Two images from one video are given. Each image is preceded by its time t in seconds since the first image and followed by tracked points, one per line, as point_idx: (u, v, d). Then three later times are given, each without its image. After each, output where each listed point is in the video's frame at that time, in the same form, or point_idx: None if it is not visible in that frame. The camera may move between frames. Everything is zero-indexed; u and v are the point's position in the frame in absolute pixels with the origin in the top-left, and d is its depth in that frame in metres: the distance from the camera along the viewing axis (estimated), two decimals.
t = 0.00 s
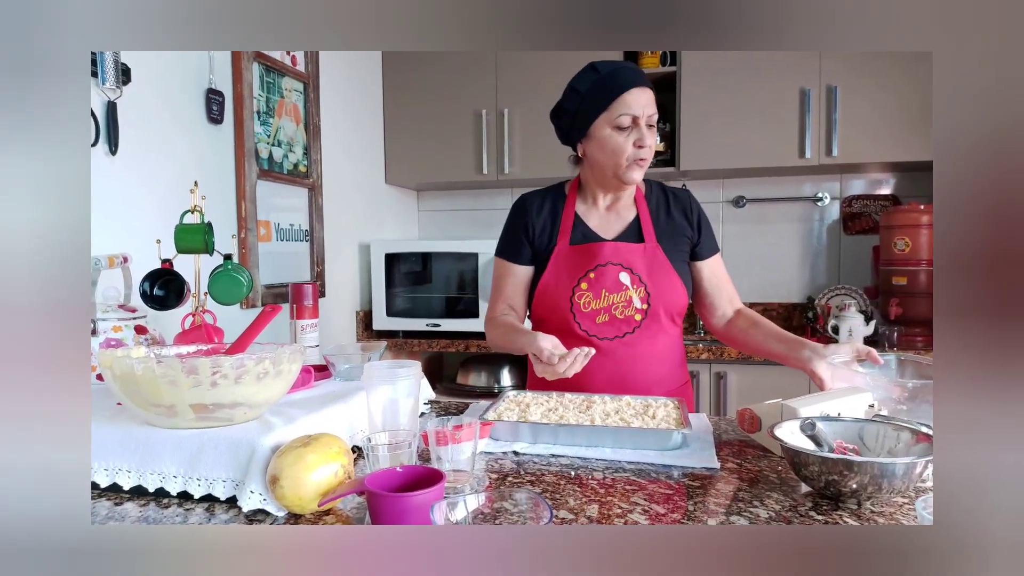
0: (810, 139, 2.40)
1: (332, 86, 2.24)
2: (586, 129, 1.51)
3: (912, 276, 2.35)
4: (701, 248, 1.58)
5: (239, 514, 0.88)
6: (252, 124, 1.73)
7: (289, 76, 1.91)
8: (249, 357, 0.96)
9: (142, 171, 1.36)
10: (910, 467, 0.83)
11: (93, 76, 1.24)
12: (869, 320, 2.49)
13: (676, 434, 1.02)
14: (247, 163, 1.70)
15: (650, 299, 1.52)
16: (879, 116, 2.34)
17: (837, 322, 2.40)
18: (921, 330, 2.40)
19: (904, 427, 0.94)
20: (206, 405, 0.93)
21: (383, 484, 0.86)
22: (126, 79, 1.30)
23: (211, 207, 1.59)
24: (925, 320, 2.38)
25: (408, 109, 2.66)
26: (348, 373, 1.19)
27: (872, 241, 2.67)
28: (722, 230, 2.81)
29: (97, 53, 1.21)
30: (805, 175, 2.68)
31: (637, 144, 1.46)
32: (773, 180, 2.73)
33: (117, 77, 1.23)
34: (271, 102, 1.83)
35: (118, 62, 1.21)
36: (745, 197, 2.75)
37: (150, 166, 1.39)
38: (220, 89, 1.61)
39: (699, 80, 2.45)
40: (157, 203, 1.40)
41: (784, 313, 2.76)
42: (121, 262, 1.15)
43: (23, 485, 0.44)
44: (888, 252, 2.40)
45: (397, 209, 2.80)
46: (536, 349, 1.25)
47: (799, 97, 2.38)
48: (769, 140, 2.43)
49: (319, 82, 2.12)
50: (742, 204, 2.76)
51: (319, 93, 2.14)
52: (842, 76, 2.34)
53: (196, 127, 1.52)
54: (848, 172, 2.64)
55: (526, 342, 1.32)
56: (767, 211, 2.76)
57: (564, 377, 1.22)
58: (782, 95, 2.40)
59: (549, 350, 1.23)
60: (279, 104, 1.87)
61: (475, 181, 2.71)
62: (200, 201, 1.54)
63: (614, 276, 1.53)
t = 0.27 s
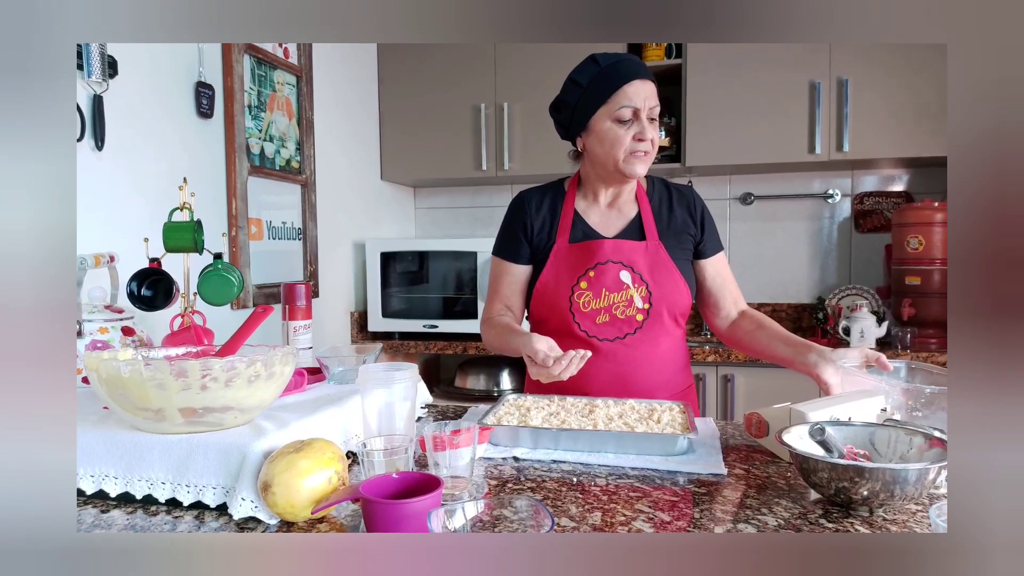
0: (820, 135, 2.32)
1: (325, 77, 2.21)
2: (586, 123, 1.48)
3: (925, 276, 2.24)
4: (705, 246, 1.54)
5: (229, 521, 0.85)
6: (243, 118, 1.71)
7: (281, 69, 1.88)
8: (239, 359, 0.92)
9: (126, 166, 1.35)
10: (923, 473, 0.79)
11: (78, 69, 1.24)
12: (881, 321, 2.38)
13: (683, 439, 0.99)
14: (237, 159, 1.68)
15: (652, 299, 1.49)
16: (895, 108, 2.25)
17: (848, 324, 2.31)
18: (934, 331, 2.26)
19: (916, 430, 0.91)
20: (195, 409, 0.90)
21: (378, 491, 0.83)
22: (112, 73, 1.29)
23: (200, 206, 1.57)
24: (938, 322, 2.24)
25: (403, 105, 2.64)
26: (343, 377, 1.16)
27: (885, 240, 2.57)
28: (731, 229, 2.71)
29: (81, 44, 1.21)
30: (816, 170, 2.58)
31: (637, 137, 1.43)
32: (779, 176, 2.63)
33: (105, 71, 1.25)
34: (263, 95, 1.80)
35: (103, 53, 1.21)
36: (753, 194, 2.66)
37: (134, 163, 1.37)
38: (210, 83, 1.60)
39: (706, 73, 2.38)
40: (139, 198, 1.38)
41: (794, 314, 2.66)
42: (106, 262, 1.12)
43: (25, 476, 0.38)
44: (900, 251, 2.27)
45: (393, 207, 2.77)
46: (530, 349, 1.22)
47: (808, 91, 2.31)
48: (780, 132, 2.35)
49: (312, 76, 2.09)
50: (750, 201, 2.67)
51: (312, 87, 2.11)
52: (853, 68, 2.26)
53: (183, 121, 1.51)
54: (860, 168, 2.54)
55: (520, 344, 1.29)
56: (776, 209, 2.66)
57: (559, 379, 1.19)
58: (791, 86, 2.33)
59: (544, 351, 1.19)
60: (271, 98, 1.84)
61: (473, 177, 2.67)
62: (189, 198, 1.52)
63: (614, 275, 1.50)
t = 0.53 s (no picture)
0: (830, 131, 2.27)
1: (318, 69, 2.18)
2: (584, 118, 1.46)
3: (939, 276, 2.17)
4: (701, 245, 1.51)
5: (219, 529, 0.82)
6: (234, 112, 1.69)
7: (273, 61, 1.86)
8: (230, 361, 0.89)
9: (116, 161, 1.33)
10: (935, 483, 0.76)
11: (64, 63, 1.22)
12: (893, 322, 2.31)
13: (688, 444, 0.96)
14: (228, 155, 1.66)
15: (651, 298, 1.45)
16: (910, 102, 2.22)
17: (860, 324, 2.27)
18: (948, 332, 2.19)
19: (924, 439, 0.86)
20: (185, 413, 0.87)
21: (374, 497, 0.80)
22: (99, 66, 1.28)
23: (190, 203, 1.55)
24: (951, 323, 2.18)
25: (398, 99, 2.61)
26: (337, 379, 1.13)
27: (896, 238, 2.52)
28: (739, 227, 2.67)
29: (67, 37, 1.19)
30: (825, 166, 2.53)
31: (637, 134, 1.40)
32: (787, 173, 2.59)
33: (90, 63, 1.22)
34: (254, 89, 1.78)
35: (90, 46, 1.20)
36: (761, 191, 2.61)
37: (124, 158, 1.35)
38: (200, 76, 1.57)
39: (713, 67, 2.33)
40: (133, 198, 1.38)
41: (803, 315, 2.59)
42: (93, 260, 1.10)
43: (28, 477, 0.39)
44: (913, 249, 2.23)
45: (388, 204, 2.74)
46: (532, 351, 1.19)
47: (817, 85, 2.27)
48: (791, 127, 2.30)
49: (305, 68, 2.07)
50: (758, 198, 2.61)
51: (306, 81, 2.09)
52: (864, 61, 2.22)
53: (174, 116, 1.49)
54: (872, 164, 2.50)
55: (518, 347, 1.25)
56: (783, 206, 2.61)
57: (561, 382, 1.15)
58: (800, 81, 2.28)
59: (546, 354, 1.16)
60: (263, 92, 1.82)
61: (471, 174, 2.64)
62: (179, 195, 1.50)
63: (612, 274, 1.46)
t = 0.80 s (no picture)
0: (840, 125, 2.20)
1: (311, 62, 2.16)
2: (573, 111, 1.43)
3: (953, 275, 2.10)
4: (695, 242, 1.47)
5: (210, 537, 0.79)
6: (225, 107, 1.67)
7: (265, 54, 1.84)
8: (221, 363, 0.87)
9: (103, 153, 1.31)
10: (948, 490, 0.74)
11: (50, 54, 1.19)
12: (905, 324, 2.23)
13: (693, 449, 0.94)
14: (218, 151, 1.64)
15: (644, 299, 1.42)
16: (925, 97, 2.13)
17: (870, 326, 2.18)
18: (962, 334, 2.10)
19: (937, 443, 0.82)
20: (174, 417, 0.84)
21: (369, 504, 0.77)
22: (87, 58, 1.25)
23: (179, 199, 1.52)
24: (966, 324, 2.09)
25: (394, 95, 2.58)
26: (331, 382, 1.10)
27: (908, 237, 2.44)
28: (746, 225, 2.57)
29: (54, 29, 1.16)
30: (835, 162, 2.45)
31: (626, 126, 1.37)
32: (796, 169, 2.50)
33: (77, 57, 1.19)
34: (246, 83, 1.76)
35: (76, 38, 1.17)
36: (768, 187, 2.53)
37: (112, 154, 1.33)
38: (190, 69, 1.56)
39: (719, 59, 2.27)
40: (123, 197, 1.37)
41: (813, 316, 2.52)
42: (80, 259, 1.08)
43: (26, 476, 0.37)
44: (925, 249, 2.15)
45: (384, 201, 2.71)
46: (516, 351, 1.16)
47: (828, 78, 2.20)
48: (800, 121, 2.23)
49: (298, 62, 2.04)
50: (766, 195, 2.53)
51: (299, 76, 2.06)
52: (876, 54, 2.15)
53: (164, 110, 1.48)
54: (883, 160, 2.41)
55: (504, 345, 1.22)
56: (792, 204, 2.52)
57: (546, 381, 1.13)
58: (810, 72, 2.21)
59: (528, 353, 1.14)
60: (255, 85, 1.80)
61: (469, 171, 2.60)
62: (168, 192, 1.48)
63: (604, 273, 1.43)
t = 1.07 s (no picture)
0: (851, 121, 2.15)
1: (305, 56, 2.13)
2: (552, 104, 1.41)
3: (966, 275, 2.05)
4: (687, 237, 1.43)
5: (201, 545, 0.77)
6: (216, 101, 1.66)
7: (258, 47, 1.82)
8: (212, 365, 0.84)
9: (90, 144, 1.31)
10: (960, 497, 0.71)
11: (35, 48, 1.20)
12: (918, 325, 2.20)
13: (699, 454, 0.91)
14: (210, 147, 1.63)
15: (636, 297, 1.38)
16: (939, 93, 2.09)
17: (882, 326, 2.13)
18: (976, 334, 2.06)
19: (949, 449, 0.80)
20: (163, 421, 0.82)
21: (364, 511, 0.74)
22: (72, 50, 1.25)
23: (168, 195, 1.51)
24: (979, 325, 2.06)
25: (390, 90, 2.55)
26: (326, 385, 1.08)
27: (920, 235, 2.39)
28: (753, 223, 2.53)
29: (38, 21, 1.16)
30: (845, 158, 2.41)
31: (597, 114, 1.33)
32: (804, 165, 2.46)
33: (63, 49, 1.21)
34: (238, 76, 1.75)
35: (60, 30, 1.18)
36: (777, 183, 2.49)
37: (97, 151, 1.32)
38: (180, 62, 1.55)
39: (726, 51, 2.22)
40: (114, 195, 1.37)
41: (822, 317, 2.48)
42: (65, 259, 1.11)
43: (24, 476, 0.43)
44: (938, 247, 2.10)
45: (380, 198, 2.69)
46: (495, 355, 1.13)
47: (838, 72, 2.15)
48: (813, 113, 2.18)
49: (292, 55, 2.02)
50: (774, 191, 2.49)
51: (292, 70, 2.04)
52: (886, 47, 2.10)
53: (151, 103, 1.47)
54: (894, 156, 2.38)
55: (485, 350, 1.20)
56: (800, 200, 2.48)
57: (525, 385, 1.10)
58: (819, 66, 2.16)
59: (508, 357, 1.11)
60: (247, 79, 1.78)
61: (467, 167, 2.57)
62: (156, 189, 1.47)
63: (594, 272, 1.39)
